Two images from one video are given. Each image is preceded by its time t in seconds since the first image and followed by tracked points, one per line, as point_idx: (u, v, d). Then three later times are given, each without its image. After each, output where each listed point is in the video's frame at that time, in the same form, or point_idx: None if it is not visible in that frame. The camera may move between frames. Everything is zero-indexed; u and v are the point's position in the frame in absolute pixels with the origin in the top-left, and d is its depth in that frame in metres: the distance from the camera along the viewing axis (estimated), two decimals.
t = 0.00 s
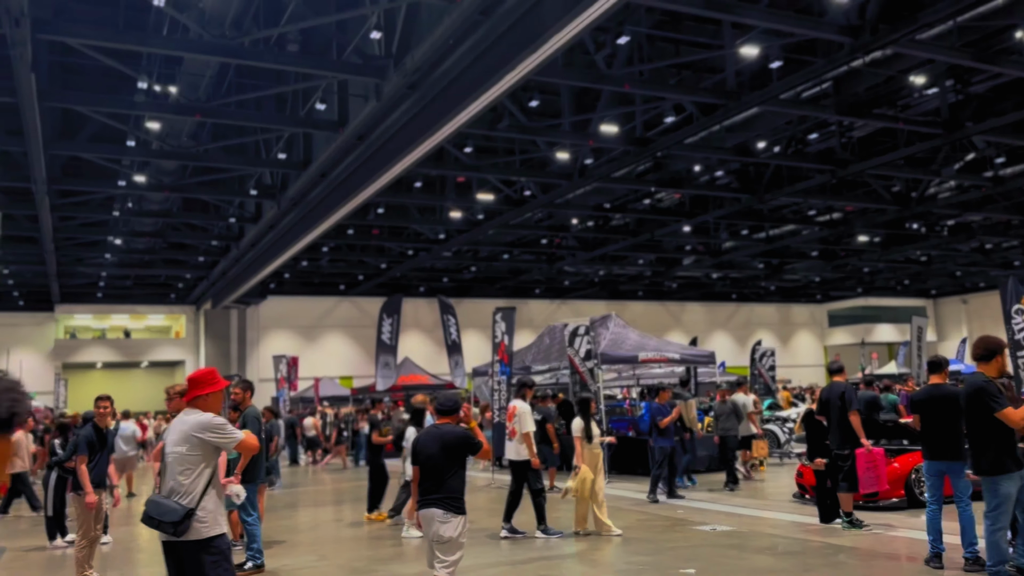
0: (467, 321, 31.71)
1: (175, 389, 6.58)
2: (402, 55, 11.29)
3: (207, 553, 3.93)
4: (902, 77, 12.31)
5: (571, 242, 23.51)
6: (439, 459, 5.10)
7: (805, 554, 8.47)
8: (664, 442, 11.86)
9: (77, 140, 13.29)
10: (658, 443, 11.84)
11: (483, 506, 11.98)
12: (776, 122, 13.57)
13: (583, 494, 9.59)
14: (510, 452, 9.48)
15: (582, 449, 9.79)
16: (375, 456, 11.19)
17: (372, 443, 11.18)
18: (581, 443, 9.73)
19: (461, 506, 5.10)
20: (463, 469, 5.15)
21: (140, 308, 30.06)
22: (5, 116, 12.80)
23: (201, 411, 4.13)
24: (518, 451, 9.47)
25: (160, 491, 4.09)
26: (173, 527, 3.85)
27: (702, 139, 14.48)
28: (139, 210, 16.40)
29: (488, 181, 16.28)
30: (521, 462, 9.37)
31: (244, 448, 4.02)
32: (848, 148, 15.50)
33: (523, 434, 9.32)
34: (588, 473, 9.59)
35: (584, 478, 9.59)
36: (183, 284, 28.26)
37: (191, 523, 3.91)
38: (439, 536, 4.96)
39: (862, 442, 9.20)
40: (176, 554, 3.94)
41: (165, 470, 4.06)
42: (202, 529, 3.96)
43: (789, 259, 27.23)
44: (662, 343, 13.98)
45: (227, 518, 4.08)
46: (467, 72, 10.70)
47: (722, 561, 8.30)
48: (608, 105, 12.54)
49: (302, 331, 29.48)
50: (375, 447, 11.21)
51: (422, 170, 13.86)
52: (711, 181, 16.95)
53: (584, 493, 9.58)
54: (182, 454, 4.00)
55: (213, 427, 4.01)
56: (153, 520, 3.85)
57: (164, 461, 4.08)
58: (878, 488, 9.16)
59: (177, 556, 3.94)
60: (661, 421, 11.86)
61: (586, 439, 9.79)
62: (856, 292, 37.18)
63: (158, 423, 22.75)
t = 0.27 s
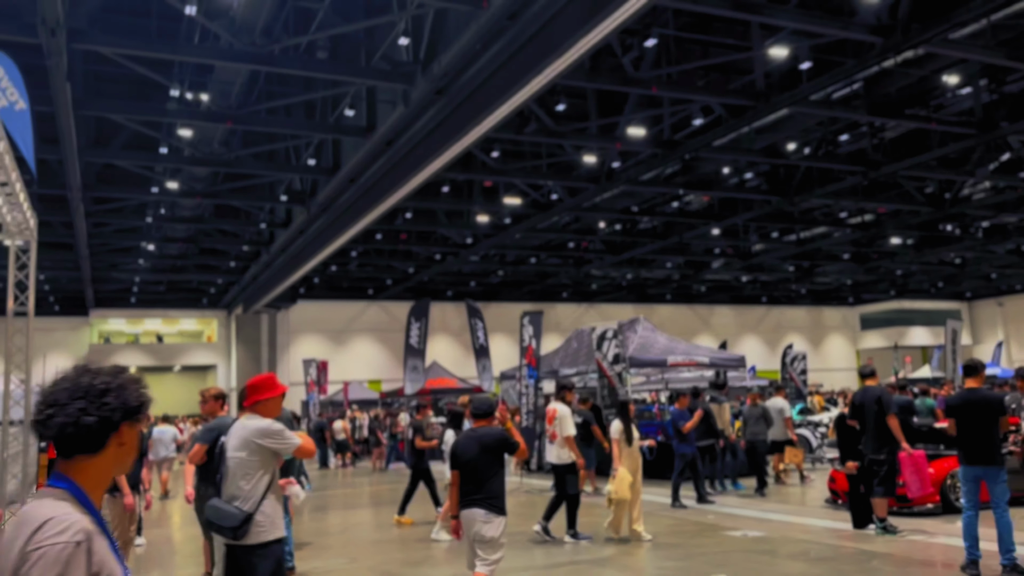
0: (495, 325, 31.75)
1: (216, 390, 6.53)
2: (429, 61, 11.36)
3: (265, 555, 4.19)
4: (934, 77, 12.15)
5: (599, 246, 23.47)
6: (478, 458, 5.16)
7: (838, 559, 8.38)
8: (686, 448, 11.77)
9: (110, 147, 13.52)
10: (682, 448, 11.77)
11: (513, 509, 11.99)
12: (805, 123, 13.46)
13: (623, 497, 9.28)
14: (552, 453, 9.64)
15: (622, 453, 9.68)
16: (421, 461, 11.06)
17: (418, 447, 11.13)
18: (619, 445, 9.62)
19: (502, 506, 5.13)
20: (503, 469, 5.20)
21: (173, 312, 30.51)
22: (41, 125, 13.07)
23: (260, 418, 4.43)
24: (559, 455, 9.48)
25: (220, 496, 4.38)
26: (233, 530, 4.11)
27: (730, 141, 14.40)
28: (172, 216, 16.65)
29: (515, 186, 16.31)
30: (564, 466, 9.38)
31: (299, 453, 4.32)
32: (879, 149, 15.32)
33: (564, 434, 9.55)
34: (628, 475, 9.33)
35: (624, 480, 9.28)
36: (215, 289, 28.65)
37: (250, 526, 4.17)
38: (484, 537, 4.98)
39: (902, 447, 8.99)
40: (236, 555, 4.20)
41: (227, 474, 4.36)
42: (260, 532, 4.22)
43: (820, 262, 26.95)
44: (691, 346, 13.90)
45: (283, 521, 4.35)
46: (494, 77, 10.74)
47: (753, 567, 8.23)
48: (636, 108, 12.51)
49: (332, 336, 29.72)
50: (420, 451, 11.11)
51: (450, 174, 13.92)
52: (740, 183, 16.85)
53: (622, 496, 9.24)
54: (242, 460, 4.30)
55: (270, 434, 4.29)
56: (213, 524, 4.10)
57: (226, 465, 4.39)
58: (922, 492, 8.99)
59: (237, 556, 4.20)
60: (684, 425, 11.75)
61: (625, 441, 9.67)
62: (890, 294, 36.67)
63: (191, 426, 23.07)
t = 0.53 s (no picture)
0: (527, 328, 31.77)
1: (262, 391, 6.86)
2: (461, 65, 11.39)
3: (333, 551, 4.52)
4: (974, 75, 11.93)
5: (631, 248, 23.41)
6: (525, 458, 5.73)
7: (878, 566, 8.24)
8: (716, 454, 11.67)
9: (149, 153, 13.78)
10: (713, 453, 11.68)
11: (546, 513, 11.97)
12: (841, 123, 13.30)
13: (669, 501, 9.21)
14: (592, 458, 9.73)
15: (665, 455, 9.58)
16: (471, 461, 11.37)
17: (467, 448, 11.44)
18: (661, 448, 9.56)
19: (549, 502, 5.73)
20: (545, 469, 5.79)
21: (209, 315, 30.97)
22: (82, 132, 13.37)
23: (327, 417, 4.76)
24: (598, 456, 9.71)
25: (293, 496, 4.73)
26: (303, 528, 4.45)
27: (765, 142, 14.27)
28: (209, 221, 16.90)
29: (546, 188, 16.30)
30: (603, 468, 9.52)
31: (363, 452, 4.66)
32: (917, 148, 15.07)
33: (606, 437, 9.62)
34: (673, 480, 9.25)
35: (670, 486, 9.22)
36: (251, 292, 29.06)
37: (320, 524, 4.49)
38: (537, 532, 5.57)
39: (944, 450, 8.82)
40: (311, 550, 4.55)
41: (299, 472, 4.70)
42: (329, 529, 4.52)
43: (857, 263, 26.57)
44: (726, 349, 13.77)
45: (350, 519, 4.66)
46: (526, 81, 10.73)
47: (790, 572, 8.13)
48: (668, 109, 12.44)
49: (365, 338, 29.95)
50: (470, 451, 11.38)
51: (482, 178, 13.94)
52: (774, 184, 16.70)
53: (672, 500, 9.22)
54: (311, 459, 4.66)
55: (336, 435, 4.62)
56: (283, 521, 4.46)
57: (297, 465, 4.74)
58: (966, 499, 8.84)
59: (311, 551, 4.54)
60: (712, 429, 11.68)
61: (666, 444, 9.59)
62: (929, 296, 36.03)
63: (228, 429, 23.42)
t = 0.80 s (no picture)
0: (562, 329, 31.71)
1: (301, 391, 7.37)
2: (496, 67, 11.41)
3: (392, 549, 4.57)
4: (1019, 69, 11.67)
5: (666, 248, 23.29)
6: (579, 460, 5.98)
7: (924, 571, 8.09)
8: (754, 457, 11.54)
9: (189, 157, 14.02)
10: (750, 457, 11.54)
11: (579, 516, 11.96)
12: (882, 121, 13.09)
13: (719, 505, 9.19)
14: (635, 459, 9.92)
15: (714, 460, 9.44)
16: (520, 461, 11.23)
17: (516, 449, 11.37)
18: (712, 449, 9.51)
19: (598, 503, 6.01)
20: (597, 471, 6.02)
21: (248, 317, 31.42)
22: (125, 138, 13.66)
23: (393, 416, 4.79)
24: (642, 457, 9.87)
25: (356, 493, 4.84)
26: (367, 524, 4.27)
27: (803, 141, 14.11)
28: (248, 224, 17.16)
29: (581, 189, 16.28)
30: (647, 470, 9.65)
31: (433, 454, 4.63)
32: (961, 145, 14.78)
33: (651, 439, 9.80)
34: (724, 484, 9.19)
35: (719, 490, 9.20)
36: (289, 295, 29.44)
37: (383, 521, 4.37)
38: (590, 532, 5.84)
39: (993, 455, 8.65)
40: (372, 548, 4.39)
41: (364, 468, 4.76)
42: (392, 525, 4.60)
43: (898, 263, 26.10)
44: (764, 351, 13.62)
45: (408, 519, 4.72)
46: (561, 82, 10.72)
47: None
48: (704, 109, 12.36)
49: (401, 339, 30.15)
50: (519, 452, 11.30)
51: (517, 179, 13.96)
52: (813, 183, 16.50)
53: (721, 505, 9.21)
54: (377, 457, 4.73)
55: (404, 435, 4.72)
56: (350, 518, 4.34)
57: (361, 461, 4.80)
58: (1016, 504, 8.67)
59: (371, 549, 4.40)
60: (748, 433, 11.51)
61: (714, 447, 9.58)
62: (974, 296, 35.24)
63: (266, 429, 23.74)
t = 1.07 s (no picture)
0: (597, 329, 31.61)
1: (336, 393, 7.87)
2: (530, 66, 11.39)
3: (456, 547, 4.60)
4: None
5: (703, 247, 23.13)
6: (640, 459, 6.12)
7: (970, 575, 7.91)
8: (792, 459, 11.44)
9: (228, 160, 14.23)
10: (789, 458, 11.41)
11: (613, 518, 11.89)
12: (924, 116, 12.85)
13: (773, 508, 9.10)
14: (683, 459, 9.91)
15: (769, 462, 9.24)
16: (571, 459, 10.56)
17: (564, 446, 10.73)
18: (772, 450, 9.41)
19: (654, 503, 6.16)
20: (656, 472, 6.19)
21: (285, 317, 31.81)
22: (166, 141, 13.90)
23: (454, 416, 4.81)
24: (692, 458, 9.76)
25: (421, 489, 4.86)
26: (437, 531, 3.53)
27: (843, 137, 13.91)
28: (286, 225, 17.37)
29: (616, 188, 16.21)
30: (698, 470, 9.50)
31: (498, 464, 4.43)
32: (1007, 140, 14.43)
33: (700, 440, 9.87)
34: (778, 488, 9.12)
35: (774, 492, 9.13)
36: (326, 295, 29.77)
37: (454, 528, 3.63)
38: (647, 530, 5.99)
39: None
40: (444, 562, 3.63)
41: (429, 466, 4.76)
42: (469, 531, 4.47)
43: (941, 260, 25.57)
44: (804, 350, 13.46)
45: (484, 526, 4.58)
46: (595, 81, 10.67)
47: None
48: (741, 105, 12.24)
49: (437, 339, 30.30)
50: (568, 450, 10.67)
51: (551, 179, 13.94)
52: (853, 179, 16.24)
53: (773, 507, 9.12)
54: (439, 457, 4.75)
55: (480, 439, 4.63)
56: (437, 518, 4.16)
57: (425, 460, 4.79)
58: None
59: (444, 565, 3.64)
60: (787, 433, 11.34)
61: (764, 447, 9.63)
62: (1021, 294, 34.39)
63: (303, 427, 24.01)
